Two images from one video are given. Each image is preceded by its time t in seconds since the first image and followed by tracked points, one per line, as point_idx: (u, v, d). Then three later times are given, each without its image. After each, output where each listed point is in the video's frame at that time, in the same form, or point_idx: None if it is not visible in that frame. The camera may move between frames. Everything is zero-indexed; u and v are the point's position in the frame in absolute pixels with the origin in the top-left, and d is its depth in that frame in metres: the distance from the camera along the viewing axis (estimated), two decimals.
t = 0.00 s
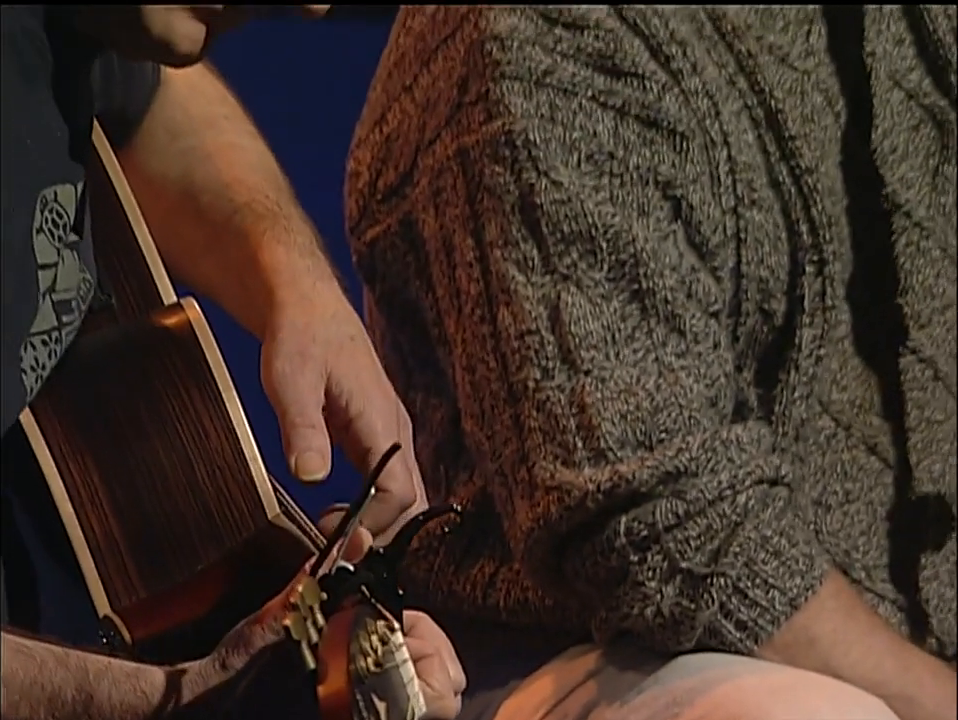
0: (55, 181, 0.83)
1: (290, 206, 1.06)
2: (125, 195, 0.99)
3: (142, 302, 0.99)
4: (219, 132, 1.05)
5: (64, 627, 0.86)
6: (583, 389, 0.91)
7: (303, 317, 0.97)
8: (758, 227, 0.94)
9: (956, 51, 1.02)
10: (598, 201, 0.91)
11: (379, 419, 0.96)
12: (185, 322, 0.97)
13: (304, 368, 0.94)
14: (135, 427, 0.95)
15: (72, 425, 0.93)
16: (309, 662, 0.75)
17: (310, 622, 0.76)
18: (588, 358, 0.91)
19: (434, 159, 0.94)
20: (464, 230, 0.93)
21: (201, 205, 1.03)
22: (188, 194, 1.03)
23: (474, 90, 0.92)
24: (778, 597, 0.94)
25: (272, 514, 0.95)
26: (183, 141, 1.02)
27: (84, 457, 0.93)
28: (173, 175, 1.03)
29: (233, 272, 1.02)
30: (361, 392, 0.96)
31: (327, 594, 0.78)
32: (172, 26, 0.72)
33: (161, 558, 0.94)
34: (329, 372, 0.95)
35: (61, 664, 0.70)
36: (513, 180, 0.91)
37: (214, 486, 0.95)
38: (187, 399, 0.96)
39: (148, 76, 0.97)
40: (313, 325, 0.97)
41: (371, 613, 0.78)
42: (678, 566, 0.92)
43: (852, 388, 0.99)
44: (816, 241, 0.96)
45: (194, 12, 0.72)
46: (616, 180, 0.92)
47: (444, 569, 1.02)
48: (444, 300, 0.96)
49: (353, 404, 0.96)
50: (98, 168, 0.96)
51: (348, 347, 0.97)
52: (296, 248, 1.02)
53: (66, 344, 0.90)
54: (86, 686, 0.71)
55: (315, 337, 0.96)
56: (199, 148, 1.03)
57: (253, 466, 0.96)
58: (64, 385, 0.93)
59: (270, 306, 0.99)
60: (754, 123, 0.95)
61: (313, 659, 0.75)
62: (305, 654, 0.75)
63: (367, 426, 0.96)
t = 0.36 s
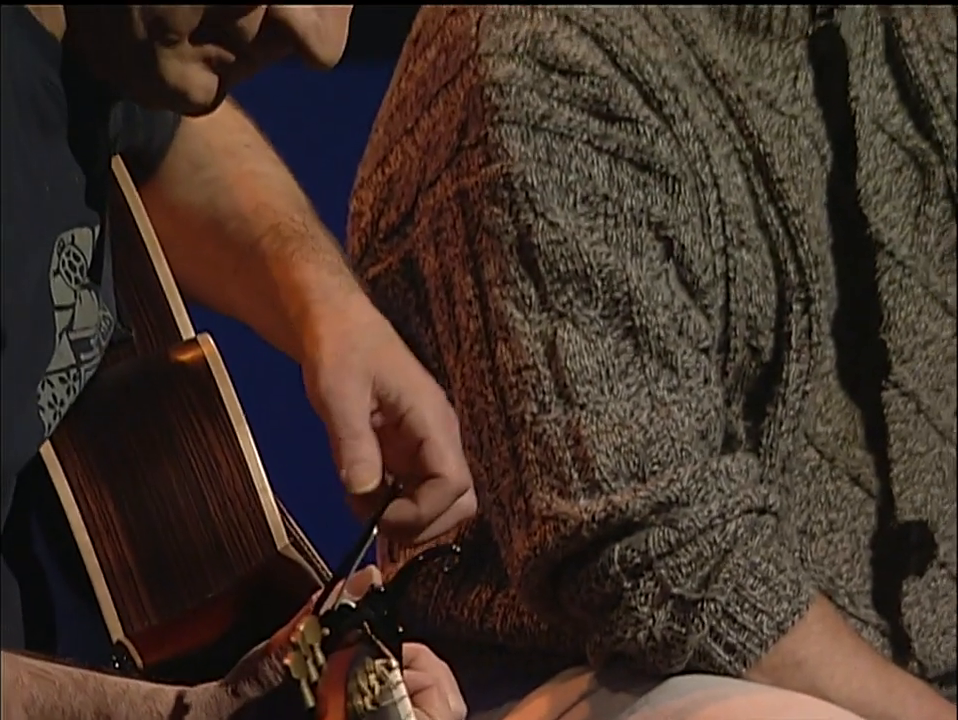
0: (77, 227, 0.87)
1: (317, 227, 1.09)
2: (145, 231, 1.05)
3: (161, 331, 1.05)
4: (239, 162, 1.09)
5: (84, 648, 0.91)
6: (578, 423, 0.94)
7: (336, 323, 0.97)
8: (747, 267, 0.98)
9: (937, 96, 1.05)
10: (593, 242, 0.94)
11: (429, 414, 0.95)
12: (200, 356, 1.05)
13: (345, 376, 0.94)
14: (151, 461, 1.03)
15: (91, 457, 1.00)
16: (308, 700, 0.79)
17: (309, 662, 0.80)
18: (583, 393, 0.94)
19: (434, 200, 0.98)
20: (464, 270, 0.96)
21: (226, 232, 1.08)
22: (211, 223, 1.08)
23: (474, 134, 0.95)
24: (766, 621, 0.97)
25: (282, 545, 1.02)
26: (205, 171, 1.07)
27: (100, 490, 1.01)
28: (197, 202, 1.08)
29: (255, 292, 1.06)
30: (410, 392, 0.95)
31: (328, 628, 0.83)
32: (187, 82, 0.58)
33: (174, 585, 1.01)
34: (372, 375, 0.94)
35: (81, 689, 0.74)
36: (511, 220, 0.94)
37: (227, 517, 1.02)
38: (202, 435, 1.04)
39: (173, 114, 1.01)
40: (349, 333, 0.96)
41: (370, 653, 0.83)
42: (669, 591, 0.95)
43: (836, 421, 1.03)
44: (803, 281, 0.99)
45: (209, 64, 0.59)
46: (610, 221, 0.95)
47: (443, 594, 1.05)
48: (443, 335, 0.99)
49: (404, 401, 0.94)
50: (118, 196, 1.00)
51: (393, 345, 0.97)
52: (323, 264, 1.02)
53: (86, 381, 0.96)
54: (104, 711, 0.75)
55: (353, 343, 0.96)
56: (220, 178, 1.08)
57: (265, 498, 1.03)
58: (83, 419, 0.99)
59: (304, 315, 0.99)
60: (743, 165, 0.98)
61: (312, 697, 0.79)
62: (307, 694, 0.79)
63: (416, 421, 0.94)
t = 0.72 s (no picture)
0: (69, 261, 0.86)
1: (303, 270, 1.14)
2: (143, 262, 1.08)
3: (159, 362, 1.09)
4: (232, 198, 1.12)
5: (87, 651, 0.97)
6: (563, 447, 0.97)
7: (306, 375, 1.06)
8: (726, 297, 1.01)
9: (909, 132, 1.09)
10: (578, 272, 0.98)
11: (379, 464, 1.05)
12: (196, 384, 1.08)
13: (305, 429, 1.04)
14: (150, 485, 1.07)
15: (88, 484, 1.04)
16: None
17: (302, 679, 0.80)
18: (568, 418, 0.98)
19: (425, 231, 1.01)
20: (453, 299, 1.00)
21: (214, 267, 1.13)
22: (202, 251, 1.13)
23: (463, 168, 0.98)
24: (745, 638, 1.02)
25: (274, 567, 1.03)
26: (200, 209, 1.12)
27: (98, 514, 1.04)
28: (189, 239, 1.12)
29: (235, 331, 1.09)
30: (366, 441, 1.06)
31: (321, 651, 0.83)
32: (182, 125, 0.68)
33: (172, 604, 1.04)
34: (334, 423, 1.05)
35: (80, 696, 0.80)
36: (499, 252, 0.97)
37: (219, 539, 1.05)
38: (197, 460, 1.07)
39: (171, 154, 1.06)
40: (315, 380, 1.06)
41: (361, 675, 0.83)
42: (651, 609, 0.99)
43: (811, 444, 1.06)
44: (780, 309, 1.03)
45: (204, 108, 0.68)
46: (594, 253, 0.99)
47: (432, 612, 1.07)
48: (433, 362, 1.03)
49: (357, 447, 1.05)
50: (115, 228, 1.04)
51: (349, 402, 1.07)
52: (301, 314, 1.10)
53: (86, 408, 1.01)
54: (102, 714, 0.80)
55: (315, 395, 1.06)
56: (212, 218, 1.13)
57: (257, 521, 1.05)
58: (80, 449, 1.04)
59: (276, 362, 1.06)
60: (723, 198, 1.02)
61: None
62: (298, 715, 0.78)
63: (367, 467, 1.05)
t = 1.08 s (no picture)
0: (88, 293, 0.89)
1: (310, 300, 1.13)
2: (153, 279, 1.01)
3: (167, 385, 1.00)
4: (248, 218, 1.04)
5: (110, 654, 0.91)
6: (560, 473, 1.01)
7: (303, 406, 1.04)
8: (717, 327, 1.05)
9: (895, 166, 1.13)
10: (574, 304, 1.01)
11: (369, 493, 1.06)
12: (204, 410, 1.00)
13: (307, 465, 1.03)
14: (156, 505, 0.98)
15: (95, 500, 0.94)
16: None
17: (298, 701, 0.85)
18: (565, 444, 1.01)
19: (427, 265, 1.05)
20: (454, 330, 1.03)
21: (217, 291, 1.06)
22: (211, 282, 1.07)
23: (463, 204, 1.02)
24: (735, 655, 1.05)
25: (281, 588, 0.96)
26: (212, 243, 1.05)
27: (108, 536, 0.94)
28: (198, 271, 1.06)
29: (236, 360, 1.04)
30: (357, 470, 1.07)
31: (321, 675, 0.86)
32: (192, 158, 0.70)
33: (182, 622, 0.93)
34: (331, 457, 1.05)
35: (95, 695, 0.82)
36: (498, 285, 1.01)
37: (229, 560, 0.97)
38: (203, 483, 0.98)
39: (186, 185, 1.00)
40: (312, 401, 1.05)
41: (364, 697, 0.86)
42: (645, 629, 1.03)
43: (799, 469, 1.10)
44: (769, 339, 1.07)
45: (213, 144, 0.70)
46: (590, 286, 1.02)
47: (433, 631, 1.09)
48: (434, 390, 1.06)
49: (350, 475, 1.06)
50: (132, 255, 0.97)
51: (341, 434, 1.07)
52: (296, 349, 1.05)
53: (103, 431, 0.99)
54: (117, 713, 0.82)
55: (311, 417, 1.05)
56: (220, 251, 1.06)
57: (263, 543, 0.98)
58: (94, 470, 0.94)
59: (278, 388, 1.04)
60: (714, 232, 1.06)
61: None
62: None
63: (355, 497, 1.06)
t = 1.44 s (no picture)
0: (104, 314, 1.03)
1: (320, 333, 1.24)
2: (163, 310, 1.17)
3: (179, 404, 1.18)
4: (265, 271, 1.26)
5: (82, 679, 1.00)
6: (558, 496, 1.05)
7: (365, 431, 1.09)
8: (708, 354, 1.09)
9: (878, 195, 1.16)
10: (571, 332, 1.05)
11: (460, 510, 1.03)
12: (211, 428, 1.18)
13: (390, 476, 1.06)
14: (165, 522, 1.18)
15: (110, 525, 1.14)
16: None
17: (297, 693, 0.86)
18: (563, 468, 1.05)
19: (429, 295, 1.09)
20: (454, 356, 1.08)
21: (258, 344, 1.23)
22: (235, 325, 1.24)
23: (463, 236, 1.06)
24: (727, 668, 1.07)
25: (284, 598, 1.14)
26: (227, 276, 1.23)
27: (121, 550, 1.15)
28: (211, 300, 1.23)
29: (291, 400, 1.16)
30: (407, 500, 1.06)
31: (321, 675, 0.87)
32: (200, 184, 0.85)
33: (188, 631, 1.16)
34: (393, 479, 1.06)
35: (112, 702, 0.89)
36: (497, 314, 1.05)
37: (234, 571, 1.17)
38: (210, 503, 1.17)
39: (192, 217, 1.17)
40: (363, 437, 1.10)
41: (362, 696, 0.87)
42: (640, 643, 1.06)
43: (787, 490, 1.14)
44: (759, 365, 1.10)
45: (218, 170, 0.85)
46: (587, 314, 1.06)
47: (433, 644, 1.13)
48: (435, 416, 1.10)
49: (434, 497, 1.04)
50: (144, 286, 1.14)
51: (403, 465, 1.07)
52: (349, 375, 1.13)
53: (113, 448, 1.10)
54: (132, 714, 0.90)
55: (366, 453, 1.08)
56: (233, 286, 1.24)
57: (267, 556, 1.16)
58: (109, 490, 1.13)
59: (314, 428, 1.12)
60: (704, 263, 1.10)
61: None
62: None
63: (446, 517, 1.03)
